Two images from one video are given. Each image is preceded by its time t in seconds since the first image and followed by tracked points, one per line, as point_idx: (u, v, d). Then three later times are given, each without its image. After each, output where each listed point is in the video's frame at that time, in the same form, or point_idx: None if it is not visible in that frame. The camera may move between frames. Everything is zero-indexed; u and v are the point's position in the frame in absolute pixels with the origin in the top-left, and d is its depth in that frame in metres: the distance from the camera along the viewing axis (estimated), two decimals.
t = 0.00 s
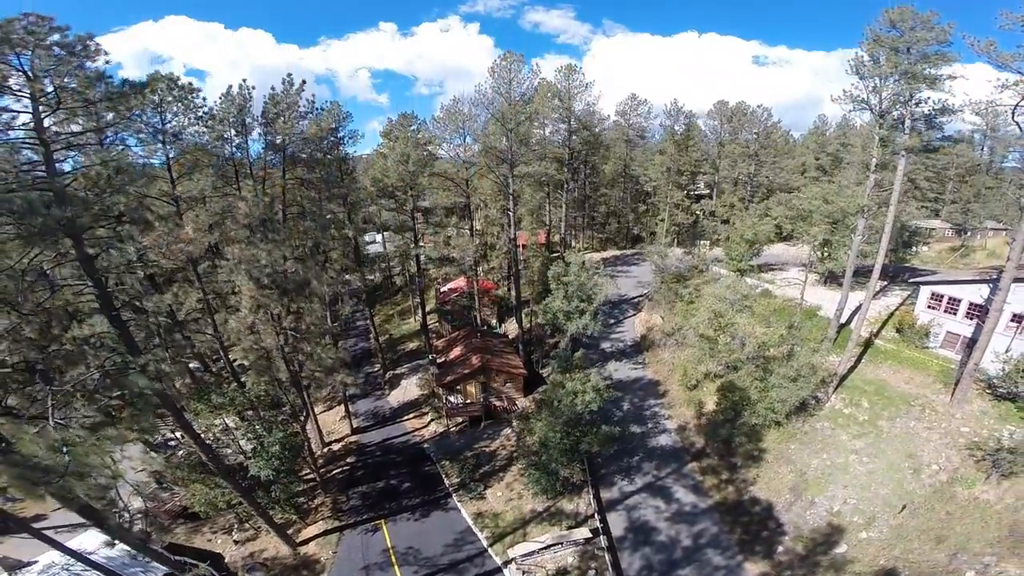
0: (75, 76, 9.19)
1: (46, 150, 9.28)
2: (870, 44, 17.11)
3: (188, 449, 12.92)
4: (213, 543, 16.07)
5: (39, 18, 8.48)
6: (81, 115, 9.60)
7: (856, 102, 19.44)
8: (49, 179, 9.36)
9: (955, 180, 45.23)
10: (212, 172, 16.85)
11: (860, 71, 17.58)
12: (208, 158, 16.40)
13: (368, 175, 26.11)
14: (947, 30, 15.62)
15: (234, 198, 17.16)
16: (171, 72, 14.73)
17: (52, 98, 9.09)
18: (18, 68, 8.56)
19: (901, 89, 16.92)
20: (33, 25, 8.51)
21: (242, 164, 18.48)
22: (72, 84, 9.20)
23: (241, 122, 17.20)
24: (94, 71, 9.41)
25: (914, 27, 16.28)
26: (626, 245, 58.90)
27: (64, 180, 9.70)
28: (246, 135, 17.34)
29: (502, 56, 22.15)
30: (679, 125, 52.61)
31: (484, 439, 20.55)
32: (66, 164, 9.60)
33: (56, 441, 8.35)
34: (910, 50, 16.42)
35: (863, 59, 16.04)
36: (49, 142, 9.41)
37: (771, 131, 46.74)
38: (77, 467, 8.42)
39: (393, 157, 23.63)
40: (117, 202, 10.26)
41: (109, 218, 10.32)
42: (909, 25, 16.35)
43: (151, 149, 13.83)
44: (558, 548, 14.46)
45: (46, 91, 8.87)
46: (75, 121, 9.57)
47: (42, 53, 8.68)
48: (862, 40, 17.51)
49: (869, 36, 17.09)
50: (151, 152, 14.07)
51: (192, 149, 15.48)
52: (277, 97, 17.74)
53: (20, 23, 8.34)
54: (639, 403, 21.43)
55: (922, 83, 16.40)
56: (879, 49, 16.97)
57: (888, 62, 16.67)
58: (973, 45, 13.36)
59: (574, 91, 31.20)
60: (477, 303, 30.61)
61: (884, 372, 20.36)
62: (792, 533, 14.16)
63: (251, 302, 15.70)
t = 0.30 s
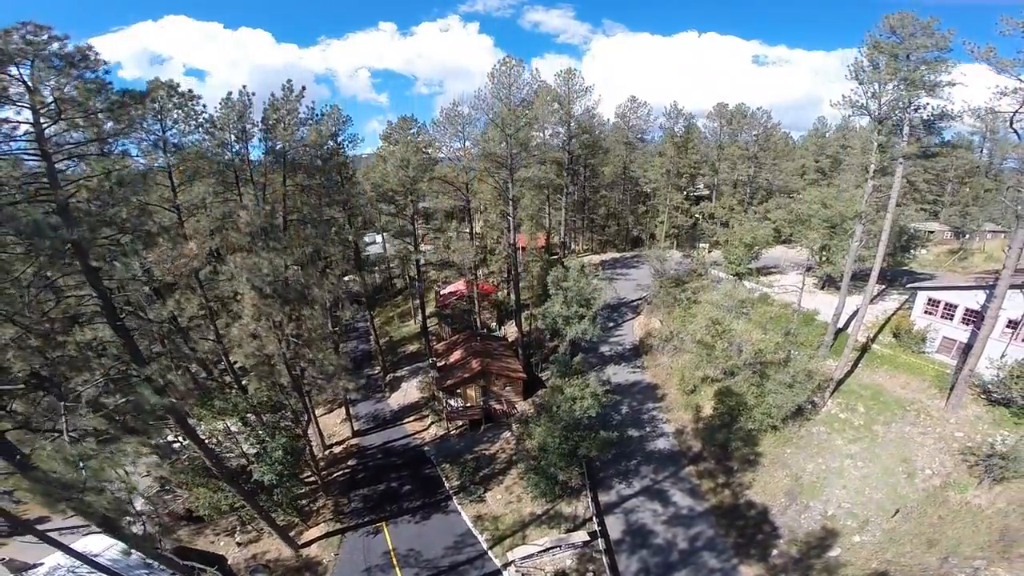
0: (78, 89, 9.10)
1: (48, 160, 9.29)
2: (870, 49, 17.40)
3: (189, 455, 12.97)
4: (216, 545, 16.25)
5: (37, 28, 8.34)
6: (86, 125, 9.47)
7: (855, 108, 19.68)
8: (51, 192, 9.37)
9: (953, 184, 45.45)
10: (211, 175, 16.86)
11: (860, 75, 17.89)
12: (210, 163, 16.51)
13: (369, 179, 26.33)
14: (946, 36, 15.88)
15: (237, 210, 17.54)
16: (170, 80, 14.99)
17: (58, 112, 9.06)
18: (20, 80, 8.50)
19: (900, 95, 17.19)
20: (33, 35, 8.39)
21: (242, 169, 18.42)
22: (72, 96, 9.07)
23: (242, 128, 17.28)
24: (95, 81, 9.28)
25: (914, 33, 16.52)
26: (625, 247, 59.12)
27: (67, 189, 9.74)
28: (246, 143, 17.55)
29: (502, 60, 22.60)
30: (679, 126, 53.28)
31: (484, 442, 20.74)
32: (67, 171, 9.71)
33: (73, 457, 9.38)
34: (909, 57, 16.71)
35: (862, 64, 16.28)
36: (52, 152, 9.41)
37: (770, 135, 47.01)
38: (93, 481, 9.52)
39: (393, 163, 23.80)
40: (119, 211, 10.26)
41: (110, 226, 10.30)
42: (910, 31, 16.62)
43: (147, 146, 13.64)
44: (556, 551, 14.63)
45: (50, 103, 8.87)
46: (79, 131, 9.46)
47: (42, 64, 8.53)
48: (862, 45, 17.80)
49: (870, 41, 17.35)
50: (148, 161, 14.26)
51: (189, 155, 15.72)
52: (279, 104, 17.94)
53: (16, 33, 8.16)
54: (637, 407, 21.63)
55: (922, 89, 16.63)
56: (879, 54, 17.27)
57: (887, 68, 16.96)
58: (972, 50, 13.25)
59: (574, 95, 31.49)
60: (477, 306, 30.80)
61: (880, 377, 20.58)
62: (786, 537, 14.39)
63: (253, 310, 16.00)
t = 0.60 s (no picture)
0: (78, 100, 9.10)
1: (51, 172, 9.32)
2: (871, 55, 17.65)
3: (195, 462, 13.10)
4: (219, 547, 16.45)
5: (37, 37, 8.27)
6: (88, 134, 9.46)
7: (853, 114, 19.91)
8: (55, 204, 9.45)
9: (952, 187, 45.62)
10: (212, 181, 17.01)
11: (860, 80, 18.17)
12: (211, 169, 16.67)
13: (371, 183, 26.56)
14: (946, 43, 16.15)
15: (239, 218, 17.85)
16: (171, 88, 15.29)
17: (61, 125, 9.10)
18: (23, 92, 8.48)
19: (900, 101, 17.40)
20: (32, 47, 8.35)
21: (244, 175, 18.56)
22: (74, 107, 9.10)
23: (242, 135, 17.39)
24: (99, 93, 9.32)
25: (914, 39, 16.77)
26: (625, 250, 59.32)
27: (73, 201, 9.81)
28: (246, 152, 17.77)
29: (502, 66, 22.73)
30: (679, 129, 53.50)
31: (484, 446, 20.94)
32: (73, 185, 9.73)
33: (89, 470, 9.61)
34: (908, 63, 16.98)
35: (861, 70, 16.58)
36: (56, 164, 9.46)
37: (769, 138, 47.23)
38: (111, 494, 9.74)
39: (394, 169, 24.05)
40: (122, 221, 10.34)
41: (114, 236, 10.40)
42: (910, 38, 16.88)
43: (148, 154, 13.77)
44: (554, 554, 14.84)
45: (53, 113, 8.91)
46: (83, 143, 9.51)
47: (42, 75, 8.50)
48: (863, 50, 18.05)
49: (871, 48, 17.60)
50: (151, 172, 14.45)
51: (189, 163, 15.88)
52: (282, 112, 18.15)
53: (15, 43, 8.11)
54: (636, 411, 21.82)
55: (921, 95, 16.87)
56: (879, 61, 17.54)
57: (887, 74, 17.23)
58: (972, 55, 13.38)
59: (574, 100, 31.74)
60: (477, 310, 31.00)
61: (877, 382, 20.76)
62: (782, 540, 14.59)
63: (256, 318, 16.19)
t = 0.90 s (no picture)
0: (80, 112, 9.22)
1: (54, 183, 9.46)
2: (871, 61, 17.88)
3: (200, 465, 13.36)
4: (222, 549, 16.63)
5: (37, 47, 8.42)
6: (90, 144, 9.54)
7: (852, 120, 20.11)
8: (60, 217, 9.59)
9: (951, 191, 45.83)
10: (212, 187, 17.17)
11: (860, 86, 18.37)
12: (211, 175, 16.82)
13: (372, 188, 26.77)
14: (946, 50, 16.32)
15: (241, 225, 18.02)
16: (172, 94, 15.53)
17: (66, 138, 9.25)
18: (25, 102, 8.65)
19: (901, 107, 17.59)
20: (33, 58, 8.48)
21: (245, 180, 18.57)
22: (78, 120, 9.26)
23: (242, 142, 17.55)
24: (102, 102, 9.47)
25: (914, 45, 16.97)
26: (625, 253, 59.51)
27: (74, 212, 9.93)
28: (247, 161, 17.97)
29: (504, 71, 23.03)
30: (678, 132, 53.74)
31: (484, 449, 21.11)
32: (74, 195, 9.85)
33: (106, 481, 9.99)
34: (908, 69, 17.18)
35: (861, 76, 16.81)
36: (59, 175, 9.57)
37: (768, 142, 47.48)
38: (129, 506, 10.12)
39: (394, 173, 24.25)
40: (126, 232, 10.47)
41: (118, 245, 10.54)
42: (911, 44, 17.09)
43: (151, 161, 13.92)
44: (554, 557, 15.01)
45: (55, 122, 9.04)
46: (87, 155, 9.63)
47: (42, 86, 8.65)
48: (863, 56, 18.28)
49: (871, 53, 17.82)
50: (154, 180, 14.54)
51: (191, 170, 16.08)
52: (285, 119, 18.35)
53: (14, 53, 8.22)
54: (635, 415, 22.01)
55: (921, 102, 17.10)
56: (879, 67, 17.77)
57: (887, 80, 17.48)
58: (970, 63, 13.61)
59: (574, 104, 32.01)
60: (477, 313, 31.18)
61: (874, 387, 20.95)
62: (778, 543, 14.78)
63: (260, 328, 16.20)
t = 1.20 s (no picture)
0: (83, 123, 9.36)
1: (59, 194, 9.63)
2: (871, 67, 18.09)
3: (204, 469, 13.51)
4: (226, 552, 16.82)
5: (37, 57, 8.53)
6: (93, 151, 9.60)
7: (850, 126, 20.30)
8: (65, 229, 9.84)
9: (950, 194, 46.02)
10: (214, 194, 17.13)
11: (860, 91, 18.57)
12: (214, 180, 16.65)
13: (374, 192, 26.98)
14: (947, 56, 16.51)
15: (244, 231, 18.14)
16: (173, 102, 15.75)
17: (72, 152, 9.35)
18: (27, 112, 8.73)
19: (902, 112, 17.78)
20: (34, 70, 8.61)
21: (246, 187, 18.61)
22: (82, 132, 9.33)
23: (242, 148, 17.71)
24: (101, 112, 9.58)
25: (914, 51, 17.18)
26: (625, 255, 59.73)
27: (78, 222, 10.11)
28: (246, 168, 18.09)
29: (504, 76, 23.66)
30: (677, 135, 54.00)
31: (485, 452, 21.29)
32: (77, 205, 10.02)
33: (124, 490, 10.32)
34: (908, 75, 17.40)
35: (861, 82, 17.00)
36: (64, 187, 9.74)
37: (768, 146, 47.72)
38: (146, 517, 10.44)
39: (395, 178, 24.41)
40: (130, 242, 10.58)
41: (122, 255, 10.71)
42: (911, 50, 17.29)
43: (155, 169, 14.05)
44: (554, 560, 15.20)
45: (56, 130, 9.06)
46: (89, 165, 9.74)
47: (43, 96, 8.79)
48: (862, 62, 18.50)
49: (871, 59, 18.04)
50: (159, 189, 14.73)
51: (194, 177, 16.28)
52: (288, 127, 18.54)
53: (14, 64, 8.36)
54: (634, 418, 22.18)
55: (920, 107, 17.35)
56: (879, 72, 17.97)
57: (887, 86, 17.70)
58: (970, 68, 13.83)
59: (573, 108, 32.27)
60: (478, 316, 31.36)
61: (872, 391, 21.13)
62: (774, 546, 15.00)
63: (264, 338, 16.29)
